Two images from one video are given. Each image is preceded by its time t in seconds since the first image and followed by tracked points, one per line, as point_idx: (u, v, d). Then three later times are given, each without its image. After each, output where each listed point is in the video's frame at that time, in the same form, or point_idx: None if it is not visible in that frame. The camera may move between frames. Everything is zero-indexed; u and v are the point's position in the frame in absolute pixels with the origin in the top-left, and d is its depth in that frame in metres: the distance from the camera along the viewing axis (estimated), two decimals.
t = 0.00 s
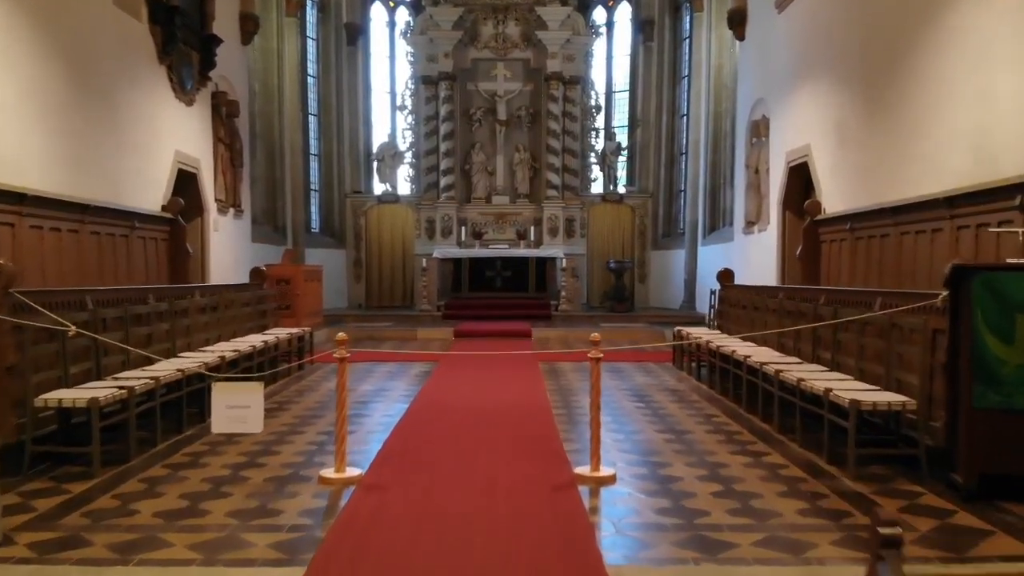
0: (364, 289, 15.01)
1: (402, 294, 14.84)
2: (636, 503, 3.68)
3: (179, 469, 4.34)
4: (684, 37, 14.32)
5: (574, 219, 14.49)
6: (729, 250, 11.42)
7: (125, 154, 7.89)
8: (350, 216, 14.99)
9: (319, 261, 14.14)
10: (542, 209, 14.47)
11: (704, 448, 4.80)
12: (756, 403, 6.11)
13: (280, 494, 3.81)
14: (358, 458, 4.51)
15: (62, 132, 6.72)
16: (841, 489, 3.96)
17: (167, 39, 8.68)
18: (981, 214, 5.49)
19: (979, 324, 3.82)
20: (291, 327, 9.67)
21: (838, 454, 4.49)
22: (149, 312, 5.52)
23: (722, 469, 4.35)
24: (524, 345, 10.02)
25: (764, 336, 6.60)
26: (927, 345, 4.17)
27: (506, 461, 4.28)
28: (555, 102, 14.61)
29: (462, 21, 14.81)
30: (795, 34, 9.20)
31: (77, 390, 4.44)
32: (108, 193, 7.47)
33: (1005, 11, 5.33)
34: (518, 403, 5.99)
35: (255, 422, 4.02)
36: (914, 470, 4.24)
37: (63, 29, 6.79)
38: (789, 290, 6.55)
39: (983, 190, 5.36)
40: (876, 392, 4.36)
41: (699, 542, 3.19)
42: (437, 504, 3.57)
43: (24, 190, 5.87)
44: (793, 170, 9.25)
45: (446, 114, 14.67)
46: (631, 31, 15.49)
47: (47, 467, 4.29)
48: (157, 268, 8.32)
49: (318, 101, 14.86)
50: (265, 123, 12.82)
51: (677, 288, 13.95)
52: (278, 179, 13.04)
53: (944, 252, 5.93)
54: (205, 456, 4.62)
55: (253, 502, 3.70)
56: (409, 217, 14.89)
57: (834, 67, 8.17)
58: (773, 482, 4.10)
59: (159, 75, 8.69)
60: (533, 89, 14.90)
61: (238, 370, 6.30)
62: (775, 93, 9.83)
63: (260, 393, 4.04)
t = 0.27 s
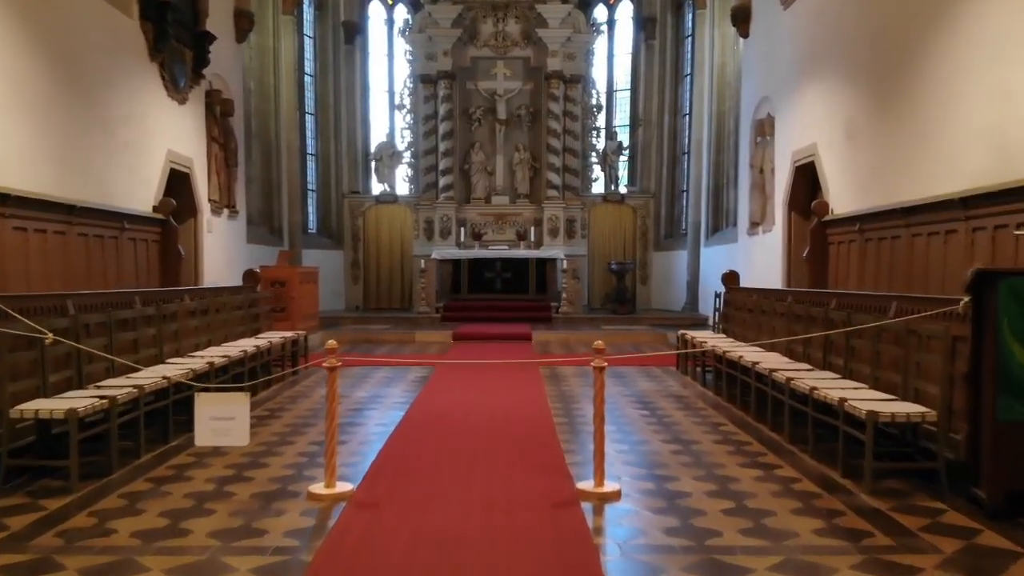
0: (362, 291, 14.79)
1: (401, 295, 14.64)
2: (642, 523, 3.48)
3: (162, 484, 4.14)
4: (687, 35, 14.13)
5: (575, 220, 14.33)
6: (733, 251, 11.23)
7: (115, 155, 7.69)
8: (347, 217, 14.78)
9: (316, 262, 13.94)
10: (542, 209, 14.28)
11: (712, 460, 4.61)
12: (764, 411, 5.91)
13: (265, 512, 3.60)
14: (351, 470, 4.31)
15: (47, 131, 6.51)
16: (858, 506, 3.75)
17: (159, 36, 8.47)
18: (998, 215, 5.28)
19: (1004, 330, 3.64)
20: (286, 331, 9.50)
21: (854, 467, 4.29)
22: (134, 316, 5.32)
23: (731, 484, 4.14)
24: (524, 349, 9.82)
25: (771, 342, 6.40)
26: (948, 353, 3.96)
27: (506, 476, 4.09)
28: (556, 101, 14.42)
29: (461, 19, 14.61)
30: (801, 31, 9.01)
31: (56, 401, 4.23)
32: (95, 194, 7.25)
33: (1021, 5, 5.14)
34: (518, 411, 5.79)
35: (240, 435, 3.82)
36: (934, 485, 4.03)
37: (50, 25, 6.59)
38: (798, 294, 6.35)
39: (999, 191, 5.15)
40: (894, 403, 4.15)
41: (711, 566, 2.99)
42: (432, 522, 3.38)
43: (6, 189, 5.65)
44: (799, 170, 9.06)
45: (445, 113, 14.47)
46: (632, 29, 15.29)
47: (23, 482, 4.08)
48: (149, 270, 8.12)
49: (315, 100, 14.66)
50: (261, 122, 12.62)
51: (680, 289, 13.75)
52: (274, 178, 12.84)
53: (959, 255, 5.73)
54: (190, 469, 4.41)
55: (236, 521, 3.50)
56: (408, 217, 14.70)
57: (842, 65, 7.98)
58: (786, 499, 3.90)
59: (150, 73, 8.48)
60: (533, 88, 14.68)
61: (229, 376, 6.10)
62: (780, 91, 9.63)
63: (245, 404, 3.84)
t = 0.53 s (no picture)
0: (360, 293, 14.58)
1: (400, 297, 14.43)
2: (650, 543, 3.28)
3: (145, 498, 3.95)
4: (689, 34, 13.96)
5: (576, 220, 14.17)
6: (736, 252, 11.04)
7: (104, 155, 7.49)
8: (345, 217, 14.59)
9: (313, 263, 13.73)
10: (542, 209, 14.09)
11: (720, 471, 4.42)
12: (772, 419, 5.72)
13: (251, 531, 3.41)
14: (343, 484, 4.12)
15: (32, 128, 6.32)
16: (875, 523, 3.56)
17: (151, 32, 8.27)
18: (1012, 218, 5.06)
19: None
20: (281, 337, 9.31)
21: (869, 481, 4.10)
22: (119, 321, 5.13)
23: (742, 498, 3.95)
24: (524, 352, 9.64)
25: (779, 346, 6.21)
26: (969, 362, 3.77)
27: (507, 489, 3.90)
28: (556, 100, 14.25)
29: (460, 17, 14.43)
30: (806, 28, 8.84)
31: (35, 411, 4.04)
32: (82, 195, 7.05)
33: None
34: (518, 419, 5.60)
35: (226, 448, 3.63)
36: (954, 500, 3.84)
37: (38, 21, 6.42)
38: (808, 298, 6.17)
39: (1012, 192, 4.95)
40: (912, 414, 3.96)
41: None
42: (429, 540, 3.19)
43: None
44: (805, 170, 8.88)
45: (444, 112, 14.29)
46: (634, 27, 15.11)
47: None
48: (141, 273, 7.92)
49: (313, 99, 14.48)
50: (257, 121, 12.43)
51: (682, 291, 13.56)
52: (271, 178, 12.65)
53: (974, 259, 5.51)
54: (175, 482, 4.22)
55: (220, 540, 3.31)
56: (406, 217, 14.50)
57: (849, 62, 7.79)
58: (799, 514, 3.71)
59: (142, 71, 8.30)
60: (533, 87, 14.48)
61: (220, 383, 5.91)
62: (785, 89, 9.44)
63: (231, 415, 3.66)
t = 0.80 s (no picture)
0: (357, 294, 14.33)
1: (397, 299, 14.20)
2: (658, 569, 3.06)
3: (122, 517, 3.73)
4: (691, 31, 13.75)
5: (576, 221, 13.93)
6: (741, 254, 10.81)
7: (91, 154, 7.27)
8: (342, 217, 14.33)
9: (309, 265, 13.50)
10: (542, 210, 13.87)
11: (730, 487, 4.20)
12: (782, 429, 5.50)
13: (231, 555, 3.20)
14: (333, 502, 3.90)
15: (15, 125, 6.10)
16: (898, 546, 3.34)
17: (140, 28, 8.05)
18: None
19: None
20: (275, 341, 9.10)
21: (888, 498, 3.88)
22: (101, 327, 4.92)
23: (754, 517, 3.74)
24: (524, 356, 9.42)
25: (788, 352, 6.01)
26: (997, 373, 3.54)
27: (505, 507, 3.68)
28: (557, 99, 14.03)
29: (459, 14, 14.21)
30: (812, 24, 8.62)
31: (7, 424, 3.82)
32: (66, 195, 6.82)
33: None
34: (518, 428, 5.38)
35: (206, 465, 3.42)
36: (980, 520, 3.62)
37: (22, 14, 6.21)
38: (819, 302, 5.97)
39: None
40: (934, 428, 3.74)
41: None
42: (422, 565, 2.97)
43: None
44: (812, 169, 8.66)
45: (442, 111, 14.06)
46: (635, 24, 14.89)
47: None
48: (129, 275, 7.70)
49: (309, 98, 14.26)
50: (252, 120, 12.20)
51: (685, 293, 13.33)
52: (266, 177, 12.41)
53: (992, 261, 5.28)
54: (156, 499, 4.00)
55: (198, 566, 3.09)
56: (404, 218, 14.26)
57: (860, 58, 7.56)
58: (816, 535, 3.49)
59: (132, 68, 8.08)
60: (533, 86, 14.29)
61: (208, 390, 5.68)
62: (791, 87, 9.23)
63: (212, 430, 3.44)
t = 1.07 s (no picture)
0: (354, 296, 14.12)
1: (396, 300, 13.99)
2: None
3: (99, 536, 3.53)
4: (694, 29, 13.53)
5: (577, 221, 13.68)
6: (745, 255, 10.60)
7: (80, 154, 7.06)
8: (339, 218, 14.11)
9: (305, 266, 13.29)
10: (542, 211, 13.66)
11: (739, 502, 4.01)
12: (792, 439, 5.30)
13: None
14: (322, 521, 3.69)
15: None
16: (919, 569, 3.15)
17: (129, 24, 7.83)
18: None
19: None
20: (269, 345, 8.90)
21: (907, 516, 3.68)
22: (82, 333, 4.72)
23: (766, 536, 3.54)
24: (524, 360, 9.22)
25: (798, 359, 5.82)
26: None
27: (504, 528, 3.48)
28: (557, 98, 13.81)
29: (458, 12, 14.01)
30: (819, 20, 8.41)
31: None
32: (53, 196, 6.61)
33: None
34: (518, 440, 5.18)
35: (185, 483, 3.22)
36: (1005, 540, 3.42)
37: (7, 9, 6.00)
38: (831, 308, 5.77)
39: None
40: (958, 442, 3.53)
41: None
42: None
43: None
44: (819, 169, 8.46)
45: (441, 110, 13.84)
46: (637, 22, 14.69)
47: None
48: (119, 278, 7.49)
49: (306, 97, 14.06)
50: (247, 119, 11.99)
51: (688, 294, 13.12)
52: (261, 177, 12.20)
53: (1011, 263, 5.04)
54: (137, 516, 3.81)
55: None
56: (402, 219, 14.06)
57: (870, 56, 7.34)
58: (832, 557, 3.30)
59: (121, 66, 7.87)
60: (533, 85, 14.11)
61: (196, 398, 5.48)
62: (797, 85, 9.02)
63: (192, 446, 3.24)
